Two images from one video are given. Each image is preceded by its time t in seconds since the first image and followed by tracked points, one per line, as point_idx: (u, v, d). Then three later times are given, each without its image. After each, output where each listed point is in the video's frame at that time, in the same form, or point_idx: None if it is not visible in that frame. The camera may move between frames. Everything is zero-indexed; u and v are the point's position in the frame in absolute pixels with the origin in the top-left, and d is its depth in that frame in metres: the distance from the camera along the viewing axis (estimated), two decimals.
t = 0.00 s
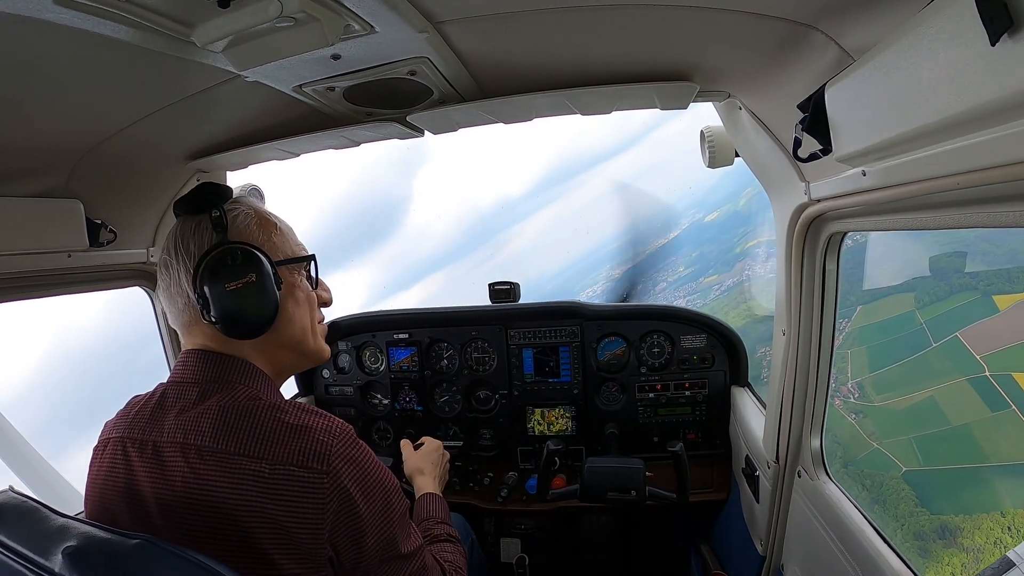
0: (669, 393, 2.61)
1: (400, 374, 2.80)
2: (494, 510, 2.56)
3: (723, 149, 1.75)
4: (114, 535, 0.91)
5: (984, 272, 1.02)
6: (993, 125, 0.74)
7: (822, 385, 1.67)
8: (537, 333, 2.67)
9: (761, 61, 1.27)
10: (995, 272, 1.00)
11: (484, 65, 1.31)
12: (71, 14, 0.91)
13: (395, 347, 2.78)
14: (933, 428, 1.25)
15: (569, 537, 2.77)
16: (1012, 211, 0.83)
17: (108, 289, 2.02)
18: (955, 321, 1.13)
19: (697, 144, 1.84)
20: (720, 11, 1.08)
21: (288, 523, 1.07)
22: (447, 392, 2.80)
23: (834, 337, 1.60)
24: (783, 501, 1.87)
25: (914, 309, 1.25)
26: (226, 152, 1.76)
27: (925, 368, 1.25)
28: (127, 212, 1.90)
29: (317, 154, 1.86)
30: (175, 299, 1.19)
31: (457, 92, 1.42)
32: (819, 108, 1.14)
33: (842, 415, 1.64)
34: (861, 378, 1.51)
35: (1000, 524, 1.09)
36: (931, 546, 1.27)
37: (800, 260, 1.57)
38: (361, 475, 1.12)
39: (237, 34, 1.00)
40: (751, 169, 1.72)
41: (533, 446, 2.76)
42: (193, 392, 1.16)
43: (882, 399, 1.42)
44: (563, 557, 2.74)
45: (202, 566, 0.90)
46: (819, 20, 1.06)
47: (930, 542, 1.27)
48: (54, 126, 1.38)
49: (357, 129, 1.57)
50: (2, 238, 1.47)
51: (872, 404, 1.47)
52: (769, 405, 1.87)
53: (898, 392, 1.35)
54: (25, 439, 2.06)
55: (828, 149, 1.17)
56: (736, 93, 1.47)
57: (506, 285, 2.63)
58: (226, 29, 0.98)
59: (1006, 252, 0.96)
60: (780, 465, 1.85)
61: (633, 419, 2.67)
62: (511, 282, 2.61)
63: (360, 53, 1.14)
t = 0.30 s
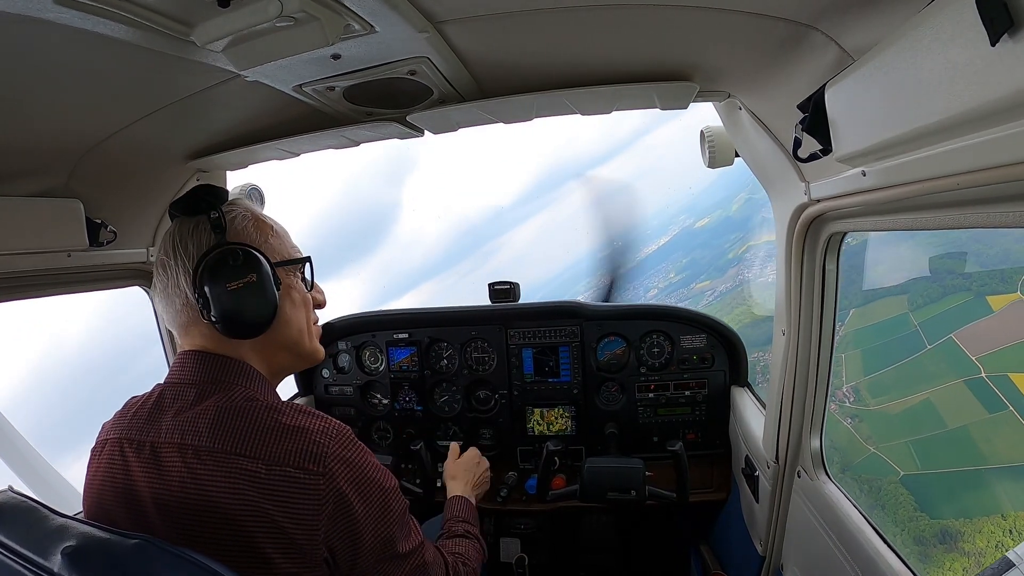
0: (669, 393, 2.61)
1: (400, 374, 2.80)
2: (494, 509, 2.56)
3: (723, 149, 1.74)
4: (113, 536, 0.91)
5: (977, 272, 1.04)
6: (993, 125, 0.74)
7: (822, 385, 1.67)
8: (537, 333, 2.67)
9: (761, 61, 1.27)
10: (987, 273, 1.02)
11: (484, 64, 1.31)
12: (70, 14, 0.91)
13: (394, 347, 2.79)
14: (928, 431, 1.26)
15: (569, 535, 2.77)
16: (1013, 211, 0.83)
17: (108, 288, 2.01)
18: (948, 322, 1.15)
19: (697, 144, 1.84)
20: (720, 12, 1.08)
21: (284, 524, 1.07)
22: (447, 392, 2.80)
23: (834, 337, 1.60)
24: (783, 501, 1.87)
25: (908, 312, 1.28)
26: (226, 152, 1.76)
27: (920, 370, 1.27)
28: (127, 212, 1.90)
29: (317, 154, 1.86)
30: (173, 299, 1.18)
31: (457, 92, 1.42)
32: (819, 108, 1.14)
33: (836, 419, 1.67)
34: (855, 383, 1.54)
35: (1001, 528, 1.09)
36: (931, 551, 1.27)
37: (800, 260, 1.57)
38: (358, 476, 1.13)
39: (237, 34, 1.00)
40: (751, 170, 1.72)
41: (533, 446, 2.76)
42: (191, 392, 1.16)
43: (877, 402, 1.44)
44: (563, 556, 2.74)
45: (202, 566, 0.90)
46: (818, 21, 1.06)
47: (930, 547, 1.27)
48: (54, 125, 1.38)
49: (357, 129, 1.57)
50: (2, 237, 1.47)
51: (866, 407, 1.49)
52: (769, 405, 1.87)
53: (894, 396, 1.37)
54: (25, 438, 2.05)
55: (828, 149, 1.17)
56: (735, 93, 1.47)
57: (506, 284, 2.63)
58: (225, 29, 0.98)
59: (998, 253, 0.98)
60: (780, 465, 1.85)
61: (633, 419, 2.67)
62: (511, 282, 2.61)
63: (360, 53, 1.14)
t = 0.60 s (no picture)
0: (668, 393, 2.61)
1: (400, 374, 2.80)
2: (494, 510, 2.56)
3: (723, 149, 1.74)
4: (114, 536, 0.91)
5: (972, 274, 1.05)
6: (994, 125, 0.73)
7: (821, 386, 1.67)
8: (537, 333, 2.67)
9: (760, 61, 1.27)
10: (981, 273, 1.03)
11: (484, 64, 1.31)
12: (70, 13, 0.91)
13: (394, 347, 2.78)
14: (928, 435, 1.27)
15: (569, 535, 2.77)
16: (1013, 211, 0.83)
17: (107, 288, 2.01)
18: (945, 324, 1.16)
19: (697, 144, 1.84)
20: (720, 12, 1.08)
21: (293, 519, 1.09)
22: (446, 392, 2.80)
23: (834, 337, 1.60)
24: (783, 501, 1.87)
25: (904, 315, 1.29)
26: (226, 151, 1.76)
27: (917, 373, 1.28)
28: (127, 212, 1.90)
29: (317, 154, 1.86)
30: (196, 286, 1.17)
31: (456, 92, 1.42)
32: (819, 108, 1.14)
33: (833, 424, 1.68)
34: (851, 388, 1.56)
35: (1004, 530, 1.08)
36: (933, 557, 1.26)
37: (800, 260, 1.57)
38: (363, 470, 1.16)
39: (236, 33, 1.00)
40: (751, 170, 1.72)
41: (532, 446, 2.76)
42: (194, 391, 1.16)
43: (874, 407, 1.45)
44: (563, 556, 2.74)
45: (202, 566, 0.90)
46: (818, 21, 1.06)
47: (932, 553, 1.27)
48: (53, 125, 1.37)
49: (357, 128, 1.57)
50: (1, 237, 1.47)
51: (863, 412, 1.50)
52: (769, 405, 1.87)
53: (891, 400, 1.38)
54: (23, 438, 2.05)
55: (828, 150, 1.17)
56: (735, 94, 1.47)
57: (506, 284, 2.63)
58: (225, 29, 0.98)
59: (991, 253, 0.99)
60: (779, 465, 1.84)
61: (633, 419, 2.67)
62: (510, 282, 2.61)
63: (360, 53, 1.14)
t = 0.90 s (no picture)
0: (669, 392, 2.61)
1: (400, 375, 2.80)
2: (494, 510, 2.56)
3: (723, 148, 1.74)
4: (115, 536, 0.92)
5: (966, 279, 1.07)
6: (994, 125, 0.73)
7: (822, 385, 1.66)
8: (538, 333, 2.67)
9: (760, 61, 1.27)
10: (975, 278, 1.04)
11: (484, 65, 1.31)
12: (70, 14, 0.91)
13: (395, 347, 2.78)
14: (923, 441, 1.28)
15: (570, 536, 2.79)
16: (1012, 211, 0.83)
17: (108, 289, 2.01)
18: (937, 330, 1.18)
19: (696, 144, 1.84)
20: (720, 12, 1.08)
21: (299, 509, 1.10)
22: (447, 392, 2.80)
23: (834, 336, 1.60)
24: (783, 501, 1.87)
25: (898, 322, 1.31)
26: (226, 152, 1.76)
27: (912, 379, 1.29)
28: (127, 212, 1.90)
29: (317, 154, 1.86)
30: (191, 284, 1.17)
31: (456, 92, 1.42)
32: (819, 108, 1.14)
33: (831, 431, 1.69)
34: (846, 395, 1.59)
35: (1004, 539, 1.07)
36: (932, 565, 1.26)
37: (800, 260, 1.56)
38: (366, 459, 1.17)
39: (236, 34, 1.00)
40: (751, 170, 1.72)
41: (533, 446, 2.76)
42: (194, 387, 1.16)
43: (870, 414, 1.47)
44: (563, 556, 2.74)
45: (203, 566, 0.92)
46: (818, 21, 1.06)
47: (930, 562, 1.26)
48: (54, 126, 1.38)
49: (357, 128, 1.57)
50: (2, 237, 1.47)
51: (859, 419, 1.53)
52: (769, 405, 1.87)
53: (886, 407, 1.40)
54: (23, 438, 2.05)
55: (828, 149, 1.17)
56: (736, 93, 1.47)
57: (506, 285, 2.63)
58: (225, 29, 0.98)
59: (987, 257, 1.01)
60: (780, 466, 1.84)
61: (633, 418, 2.67)
62: (511, 282, 2.61)
63: (360, 53, 1.14)
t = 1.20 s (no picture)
0: (668, 392, 2.61)
1: (399, 375, 2.80)
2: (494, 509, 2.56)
3: (723, 149, 1.74)
4: (114, 536, 0.92)
5: (959, 285, 1.09)
6: (993, 125, 0.73)
7: (821, 384, 1.67)
8: (538, 332, 2.67)
9: (760, 61, 1.27)
10: (969, 284, 1.07)
11: (484, 64, 1.31)
12: (70, 13, 0.91)
13: (394, 347, 2.79)
14: (918, 449, 1.31)
15: (569, 535, 2.77)
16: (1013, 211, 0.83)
17: (108, 289, 2.01)
18: (933, 337, 1.20)
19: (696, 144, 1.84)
20: (720, 12, 1.09)
21: (293, 511, 1.10)
22: (446, 392, 2.80)
23: (834, 335, 1.60)
24: (783, 501, 1.87)
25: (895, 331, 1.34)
26: (226, 152, 1.76)
27: (909, 386, 1.31)
28: (127, 212, 1.90)
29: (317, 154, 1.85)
30: (178, 288, 1.18)
31: (457, 92, 1.43)
32: (819, 108, 1.14)
33: (828, 441, 1.71)
34: (842, 403, 1.62)
35: (1002, 548, 1.09)
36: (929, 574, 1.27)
37: (800, 259, 1.56)
38: (359, 460, 1.18)
39: (236, 33, 1.00)
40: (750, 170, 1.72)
41: (532, 445, 2.76)
42: (187, 390, 1.16)
43: (865, 422, 1.51)
44: (563, 556, 2.74)
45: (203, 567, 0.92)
46: (818, 21, 1.06)
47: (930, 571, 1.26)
48: (55, 125, 1.38)
49: (357, 128, 1.57)
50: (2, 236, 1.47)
51: (854, 427, 1.56)
52: (769, 405, 1.87)
53: (882, 415, 1.43)
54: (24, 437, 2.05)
55: (828, 149, 1.17)
56: (735, 93, 1.47)
57: (506, 284, 2.63)
58: (225, 29, 0.98)
59: (980, 263, 1.02)
60: (779, 465, 1.84)
61: (633, 418, 2.67)
62: (510, 282, 2.61)
63: (360, 52, 1.14)
